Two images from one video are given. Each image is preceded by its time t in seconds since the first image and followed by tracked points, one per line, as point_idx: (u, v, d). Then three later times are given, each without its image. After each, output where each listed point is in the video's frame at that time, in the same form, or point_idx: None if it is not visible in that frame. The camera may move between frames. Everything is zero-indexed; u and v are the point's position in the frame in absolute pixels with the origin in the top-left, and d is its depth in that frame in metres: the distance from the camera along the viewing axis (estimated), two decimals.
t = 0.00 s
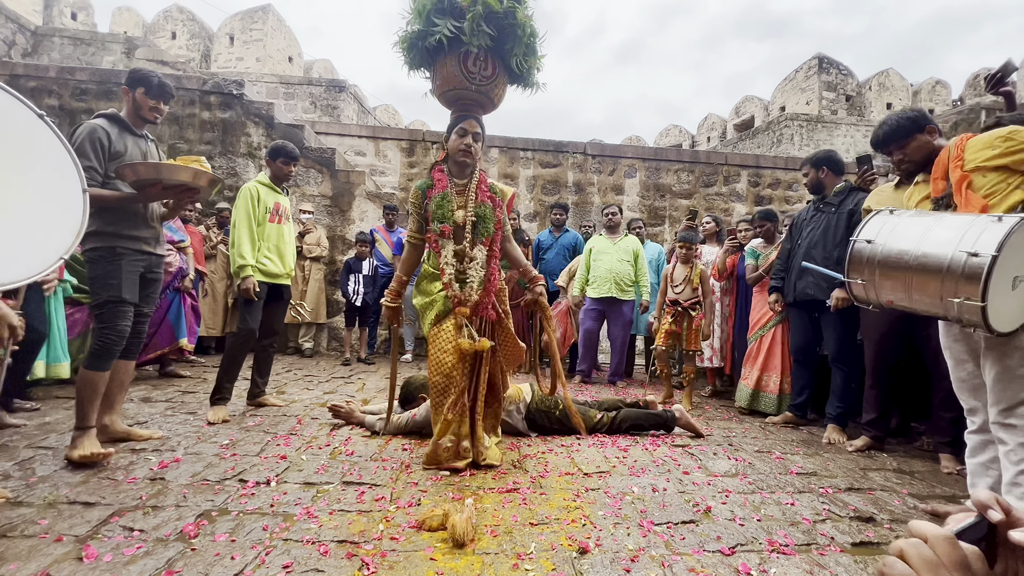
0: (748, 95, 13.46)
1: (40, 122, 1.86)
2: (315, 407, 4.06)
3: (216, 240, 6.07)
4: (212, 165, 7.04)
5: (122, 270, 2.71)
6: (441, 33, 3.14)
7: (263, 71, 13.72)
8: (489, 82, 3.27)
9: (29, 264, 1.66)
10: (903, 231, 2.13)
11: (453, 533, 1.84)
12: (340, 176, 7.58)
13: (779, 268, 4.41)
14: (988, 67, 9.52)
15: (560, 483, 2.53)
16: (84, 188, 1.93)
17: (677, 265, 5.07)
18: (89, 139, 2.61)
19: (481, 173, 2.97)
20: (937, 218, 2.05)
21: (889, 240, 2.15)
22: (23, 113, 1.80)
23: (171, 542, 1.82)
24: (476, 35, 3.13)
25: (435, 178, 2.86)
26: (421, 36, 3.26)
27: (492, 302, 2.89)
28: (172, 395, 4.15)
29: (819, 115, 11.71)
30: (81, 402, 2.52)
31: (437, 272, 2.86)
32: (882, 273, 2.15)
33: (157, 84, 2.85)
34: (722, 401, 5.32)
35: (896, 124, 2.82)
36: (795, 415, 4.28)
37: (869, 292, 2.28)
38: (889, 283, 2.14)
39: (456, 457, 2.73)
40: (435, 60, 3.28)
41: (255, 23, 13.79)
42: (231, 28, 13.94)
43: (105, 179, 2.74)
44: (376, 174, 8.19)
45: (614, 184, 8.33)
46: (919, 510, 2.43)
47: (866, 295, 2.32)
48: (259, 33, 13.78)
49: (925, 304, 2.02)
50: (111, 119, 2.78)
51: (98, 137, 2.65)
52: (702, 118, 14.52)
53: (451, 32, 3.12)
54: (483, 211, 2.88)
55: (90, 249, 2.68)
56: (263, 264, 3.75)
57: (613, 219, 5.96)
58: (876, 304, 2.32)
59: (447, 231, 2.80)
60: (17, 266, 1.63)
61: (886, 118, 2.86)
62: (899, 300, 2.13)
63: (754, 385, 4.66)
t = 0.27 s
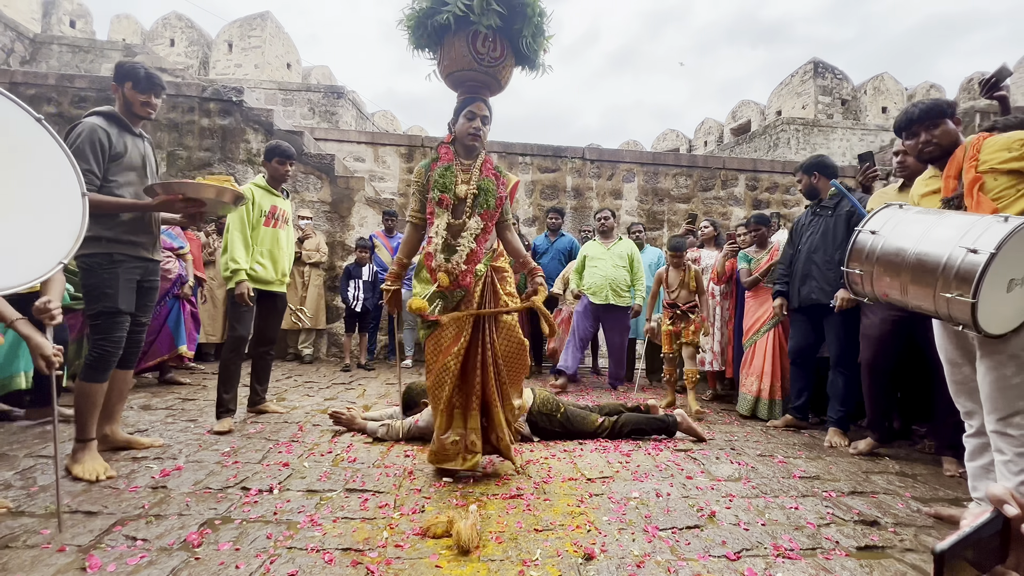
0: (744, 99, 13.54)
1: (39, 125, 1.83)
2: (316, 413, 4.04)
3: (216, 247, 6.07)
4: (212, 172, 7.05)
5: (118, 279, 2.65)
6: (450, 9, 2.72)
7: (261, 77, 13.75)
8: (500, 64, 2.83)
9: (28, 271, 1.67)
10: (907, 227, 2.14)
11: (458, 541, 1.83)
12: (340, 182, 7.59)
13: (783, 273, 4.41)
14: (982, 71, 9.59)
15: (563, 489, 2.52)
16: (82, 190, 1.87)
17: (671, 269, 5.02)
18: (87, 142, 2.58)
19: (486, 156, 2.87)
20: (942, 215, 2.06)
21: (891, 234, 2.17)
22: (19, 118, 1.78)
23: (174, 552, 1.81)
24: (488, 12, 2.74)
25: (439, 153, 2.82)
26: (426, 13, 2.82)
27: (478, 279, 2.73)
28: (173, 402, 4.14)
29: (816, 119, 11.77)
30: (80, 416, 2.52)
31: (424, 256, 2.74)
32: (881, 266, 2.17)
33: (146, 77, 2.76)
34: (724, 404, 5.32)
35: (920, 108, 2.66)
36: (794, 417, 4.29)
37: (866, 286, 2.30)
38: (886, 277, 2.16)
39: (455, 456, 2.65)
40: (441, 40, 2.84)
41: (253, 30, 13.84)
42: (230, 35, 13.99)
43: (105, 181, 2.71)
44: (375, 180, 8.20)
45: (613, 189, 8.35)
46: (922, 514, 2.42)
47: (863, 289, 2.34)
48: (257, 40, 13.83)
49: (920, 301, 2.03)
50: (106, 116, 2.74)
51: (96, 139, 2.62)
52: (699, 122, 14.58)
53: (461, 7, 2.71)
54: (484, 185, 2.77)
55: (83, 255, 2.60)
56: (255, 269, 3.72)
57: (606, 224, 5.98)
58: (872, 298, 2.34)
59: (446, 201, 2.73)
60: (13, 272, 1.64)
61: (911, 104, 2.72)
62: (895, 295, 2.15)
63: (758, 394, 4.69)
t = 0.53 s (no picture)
0: (739, 105, 13.62)
1: (32, 138, 1.80)
2: (314, 423, 4.01)
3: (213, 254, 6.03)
4: (208, 179, 7.02)
5: (111, 290, 2.62)
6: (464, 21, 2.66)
7: (258, 84, 13.74)
8: (511, 76, 2.76)
9: (22, 287, 1.60)
10: (917, 228, 2.10)
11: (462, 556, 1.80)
12: (337, 189, 7.57)
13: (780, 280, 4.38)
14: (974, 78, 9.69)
15: (565, 500, 2.50)
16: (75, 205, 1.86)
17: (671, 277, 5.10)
18: (79, 145, 2.50)
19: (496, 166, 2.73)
20: (955, 218, 2.03)
21: (901, 234, 2.14)
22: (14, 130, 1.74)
23: (172, 569, 1.77)
24: (503, 22, 2.69)
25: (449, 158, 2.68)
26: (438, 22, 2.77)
27: (494, 288, 2.52)
28: (169, 413, 4.10)
29: (809, 125, 11.86)
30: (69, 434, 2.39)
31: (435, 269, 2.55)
32: (886, 268, 2.15)
33: (132, 75, 2.67)
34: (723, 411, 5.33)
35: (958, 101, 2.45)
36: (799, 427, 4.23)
37: (868, 286, 2.28)
38: (889, 279, 2.14)
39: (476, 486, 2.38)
40: (451, 47, 2.78)
41: (249, 37, 13.85)
42: (226, 42, 13.99)
43: (101, 186, 2.64)
44: (372, 187, 8.18)
45: (610, 195, 8.36)
46: (924, 521, 2.41)
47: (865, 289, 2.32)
48: (254, 47, 13.83)
49: (923, 305, 2.02)
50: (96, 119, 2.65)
51: (90, 142, 2.54)
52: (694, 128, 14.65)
53: (474, 19, 2.66)
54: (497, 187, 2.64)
55: (76, 269, 2.57)
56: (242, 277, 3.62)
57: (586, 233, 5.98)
58: (872, 299, 2.31)
59: (457, 206, 2.55)
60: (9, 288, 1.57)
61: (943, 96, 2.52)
62: (897, 297, 2.14)
63: (756, 400, 4.72)
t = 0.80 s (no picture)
0: (729, 114, 13.75)
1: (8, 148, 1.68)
2: (307, 441, 3.91)
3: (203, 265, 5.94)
4: (198, 189, 6.93)
5: (91, 314, 2.41)
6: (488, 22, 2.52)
7: (249, 91, 13.65)
8: (535, 82, 2.64)
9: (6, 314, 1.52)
10: (937, 247, 1.96)
11: None
12: (330, 199, 7.51)
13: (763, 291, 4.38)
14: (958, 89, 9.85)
15: (566, 522, 2.45)
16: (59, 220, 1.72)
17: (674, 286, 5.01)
18: (66, 156, 2.26)
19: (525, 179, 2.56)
20: (980, 234, 1.89)
21: (919, 252, 1.99)
22: None
23: None
24: (527, 26, 2.56)
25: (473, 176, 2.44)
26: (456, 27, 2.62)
27: (544, 318, 2.33)
28: (158, 431, 3.99)
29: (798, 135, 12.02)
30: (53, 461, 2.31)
31: (472, 297, 2.30)
32: (905, 290, 2.00)
33: (134, 84, 2.45)
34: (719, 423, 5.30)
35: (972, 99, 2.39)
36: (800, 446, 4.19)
37: (881, 308, 2.12)
38: (908, 302, 1.99)
39: (513, 532, 2.13)
40: (470, 53, 2.64)
41: (240, 45, 13.78)
42: (217, 49, 13.92)
43: (87, 201, 2.41)
44: (365, 196, 8.12)
45: (603, 205, 8.35)
46: (927, 540, 2.39)
47: (877, 311, 2.16)
48: (245, 54, 13.76)
49: (949, 330, 1.87)
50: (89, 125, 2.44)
51: (76, 151, 2.31)
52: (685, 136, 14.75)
53: (500, 20, 2.52)
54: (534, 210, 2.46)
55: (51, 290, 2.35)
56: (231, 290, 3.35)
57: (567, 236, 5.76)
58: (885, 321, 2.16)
59: (486, 231, 2.33)
60: None
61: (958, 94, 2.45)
62: (917, 321, 1.99)
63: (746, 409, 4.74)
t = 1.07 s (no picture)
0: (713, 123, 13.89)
1: None
2: (290, 461, 3.78)
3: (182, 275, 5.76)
4: (177, 196, 6.75)
5: (73, 340, 2.18)
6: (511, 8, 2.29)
7: (230, 93, 13.42)
8: (561, 71, 2.41)
9: None
10: (959, 276, 1.80)
11: None
12: (314, 207, 7.36)
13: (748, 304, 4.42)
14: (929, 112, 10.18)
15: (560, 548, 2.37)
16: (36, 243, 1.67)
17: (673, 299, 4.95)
18: (47, 167, 2.08)
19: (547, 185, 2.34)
20: (1003, 263, 1.75)
21: (941, 283, 1.83)
22: None
23: None
24: (553, 9, 2.35)
25: (494, 183, 2.21)
26: (475, 10, 2.40)
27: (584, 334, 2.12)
28: (132, 452, 3.82)
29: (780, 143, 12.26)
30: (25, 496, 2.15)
31: (516, 306, 2.04)
32: (925, 324, 1.83)
33: (125, 92, 2.29)
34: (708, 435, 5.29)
35: (960, 119, 2.35)
36: (789, 461, 4.17)
37: (895, 343, 1.95)
38: (927, 337, 1.84)
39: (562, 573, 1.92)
40: (490, 39, 2.41)
41: (223, 46, 13.57)
42: (198, 50, 13.68)
43: (67, 215, 2.22)
44: (350, 203, 7.99)
45: (591, 213, 8.33)
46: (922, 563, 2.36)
47: (888, 345, 1.99)
48: (227, 56, 13.52)
49: (972, 367, 1.74)
50: (76, 136, 2.27)
51: (58, 162, 2.13)
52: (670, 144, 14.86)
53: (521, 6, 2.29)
54: (564, 216, 2.21)
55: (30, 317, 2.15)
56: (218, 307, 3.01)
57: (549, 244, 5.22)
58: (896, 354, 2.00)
59: (518, 242, 2.07)
60: None
61: (946, 111, 2.42)
62: (935, 356, 1.84)
63: (731, 421, 4.75)
